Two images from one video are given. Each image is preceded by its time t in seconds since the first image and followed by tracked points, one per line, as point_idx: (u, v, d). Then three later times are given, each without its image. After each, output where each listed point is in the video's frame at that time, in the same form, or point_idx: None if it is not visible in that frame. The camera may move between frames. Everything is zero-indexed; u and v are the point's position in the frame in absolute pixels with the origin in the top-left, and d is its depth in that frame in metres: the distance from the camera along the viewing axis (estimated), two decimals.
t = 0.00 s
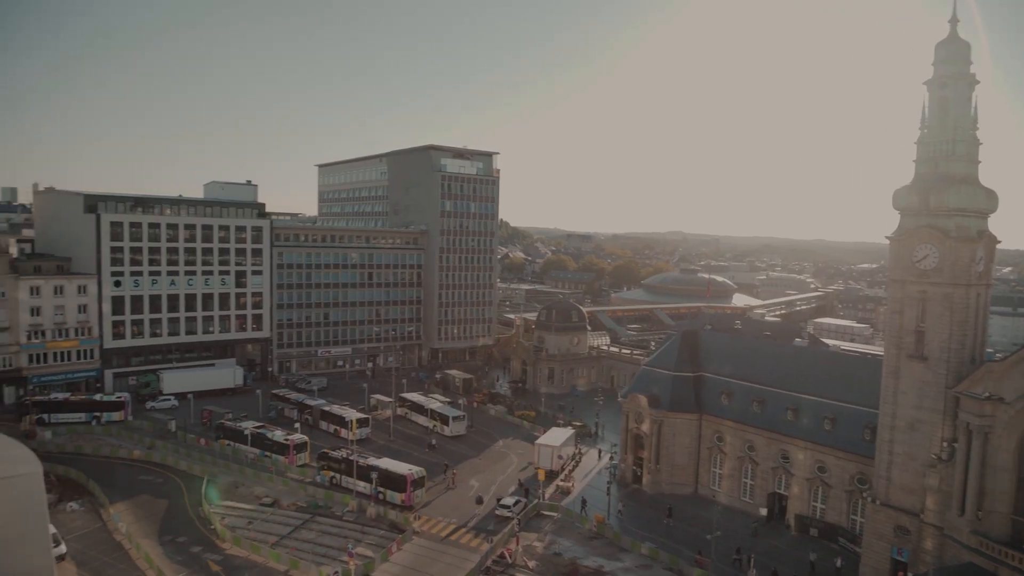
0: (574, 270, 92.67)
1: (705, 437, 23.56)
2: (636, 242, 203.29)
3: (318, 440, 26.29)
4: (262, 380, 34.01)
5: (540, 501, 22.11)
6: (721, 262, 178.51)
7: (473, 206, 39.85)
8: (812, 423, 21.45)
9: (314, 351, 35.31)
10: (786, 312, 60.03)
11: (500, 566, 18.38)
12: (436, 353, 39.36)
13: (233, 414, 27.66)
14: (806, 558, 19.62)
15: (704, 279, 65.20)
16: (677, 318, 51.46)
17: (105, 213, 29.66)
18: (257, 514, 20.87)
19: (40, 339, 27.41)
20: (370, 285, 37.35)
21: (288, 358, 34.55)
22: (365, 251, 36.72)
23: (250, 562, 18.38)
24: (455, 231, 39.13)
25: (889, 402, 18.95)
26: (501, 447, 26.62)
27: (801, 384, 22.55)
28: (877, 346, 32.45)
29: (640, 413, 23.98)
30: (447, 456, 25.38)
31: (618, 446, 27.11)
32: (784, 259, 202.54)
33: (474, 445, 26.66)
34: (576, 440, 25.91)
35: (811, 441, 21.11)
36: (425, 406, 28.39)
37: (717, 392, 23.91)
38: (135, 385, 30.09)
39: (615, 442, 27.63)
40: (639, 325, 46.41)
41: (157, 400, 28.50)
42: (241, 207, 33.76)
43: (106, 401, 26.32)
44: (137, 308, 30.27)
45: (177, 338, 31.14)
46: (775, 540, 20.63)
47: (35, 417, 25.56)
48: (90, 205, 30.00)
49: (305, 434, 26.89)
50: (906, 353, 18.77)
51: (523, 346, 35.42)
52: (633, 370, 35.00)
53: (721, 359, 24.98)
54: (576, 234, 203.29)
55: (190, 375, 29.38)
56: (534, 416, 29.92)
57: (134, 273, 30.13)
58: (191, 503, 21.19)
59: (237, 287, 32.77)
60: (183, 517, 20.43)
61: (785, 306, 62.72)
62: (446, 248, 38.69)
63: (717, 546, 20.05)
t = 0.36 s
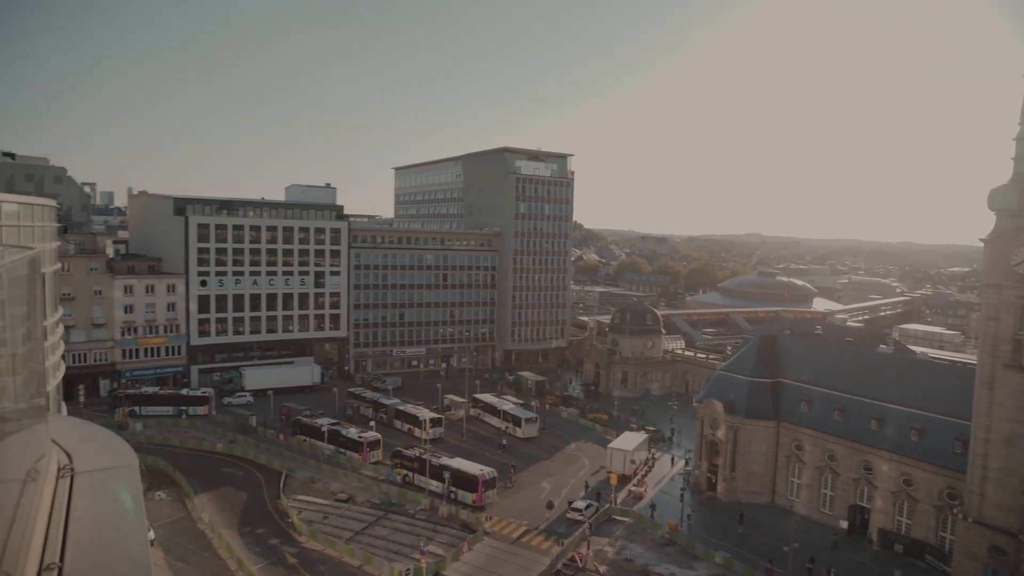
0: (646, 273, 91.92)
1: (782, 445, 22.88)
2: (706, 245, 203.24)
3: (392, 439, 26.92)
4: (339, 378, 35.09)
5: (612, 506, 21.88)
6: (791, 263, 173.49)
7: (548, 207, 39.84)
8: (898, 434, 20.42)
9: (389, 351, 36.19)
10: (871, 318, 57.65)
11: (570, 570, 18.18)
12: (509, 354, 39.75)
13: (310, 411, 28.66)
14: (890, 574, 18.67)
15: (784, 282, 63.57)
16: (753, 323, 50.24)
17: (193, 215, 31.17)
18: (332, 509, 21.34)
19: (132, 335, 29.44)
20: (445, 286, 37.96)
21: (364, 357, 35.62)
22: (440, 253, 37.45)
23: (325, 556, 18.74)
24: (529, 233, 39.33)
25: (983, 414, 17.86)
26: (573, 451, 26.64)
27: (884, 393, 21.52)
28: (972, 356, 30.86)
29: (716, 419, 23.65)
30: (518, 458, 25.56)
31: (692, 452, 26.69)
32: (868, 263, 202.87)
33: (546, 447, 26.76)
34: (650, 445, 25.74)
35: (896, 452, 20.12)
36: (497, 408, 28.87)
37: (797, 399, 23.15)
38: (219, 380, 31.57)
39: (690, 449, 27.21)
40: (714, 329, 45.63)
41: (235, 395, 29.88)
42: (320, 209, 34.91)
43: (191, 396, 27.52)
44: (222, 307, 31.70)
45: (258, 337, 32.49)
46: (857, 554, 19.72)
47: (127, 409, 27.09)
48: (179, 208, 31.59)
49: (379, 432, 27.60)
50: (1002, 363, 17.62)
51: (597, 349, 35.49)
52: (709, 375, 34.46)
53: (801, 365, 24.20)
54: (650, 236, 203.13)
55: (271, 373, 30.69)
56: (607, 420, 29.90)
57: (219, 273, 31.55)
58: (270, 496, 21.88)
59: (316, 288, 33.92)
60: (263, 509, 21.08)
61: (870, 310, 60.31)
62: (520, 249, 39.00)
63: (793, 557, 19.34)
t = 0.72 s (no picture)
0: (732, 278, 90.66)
1: (875, 461, 21.96)
2: (792, 250, 203.24)
3: (472, 441, 27.76)
4: (421, 379, 36.48)
5: (693, 516, 21.50)
6: (875, 271, 166.13)
7: (629, 212, 40.95)
8: (1003, 454, 18.92)
9: (470, 353, 37.34)
10: (972, 329, 54.80)
11: None
12: (589, 359, 40.95)
13: (391, 410, 29.84)
14: None
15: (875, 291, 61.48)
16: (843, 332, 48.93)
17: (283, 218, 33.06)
18: (412, 508, 21.75)
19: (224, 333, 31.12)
20: (527, 290, 38.94)
21: (445, 359, 36.77)
22: (521, 256, 38.39)
23: (405, 554, 18.99)
24: (611, 238, 40.41)
25: None
26: (653, 459, 26.63)
27: (988, 409, 20.02)
28: None
29: (803, 432, 23.24)
30: (595, 464, 25.78)
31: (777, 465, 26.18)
32: (966, 272, 202.31)
33: (626, 455, 26.86)
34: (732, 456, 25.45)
35: (999, 472, 18.64)
36: (576, 413, 29.59)
37: (890, 413, 22.19)
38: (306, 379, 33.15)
39: (775, 461, 26.64)
40: (802, 339, 44.81)
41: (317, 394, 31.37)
42: (406, 213, 36.59)
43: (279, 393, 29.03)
44: (309, 307, 33.39)
45: (343, 336, 34.03)
46: None
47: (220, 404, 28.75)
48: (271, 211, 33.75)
49: (460, 434, 28.65)
50: None
51: (679, 355, 35.75)
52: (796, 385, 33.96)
53: (894, 378, 23.25)
54: (734, 242, 203.05)
55: (357, 372, 32.33)
56: (688, 428, 29.91)
57: (306, 273, 33.26)
58: (353, 493, 22.51)
59: (399, 289, 35.30)
60: (346, 505, 21.69)
61: (972, 320, 57.44)
62: (601, 253, 40.09)
63: None
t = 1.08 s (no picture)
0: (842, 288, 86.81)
1: (1002, 484, 20.24)
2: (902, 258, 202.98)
3: (570, 448, 28.39)
4: (520, 385, 38.32)
5: (800, 535, 20.63)
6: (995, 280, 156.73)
7: (732, 218, 42.85)
8: None
9: (569, 361, 39.19)
10: None
11: None
12: (691, 369, 42.26)
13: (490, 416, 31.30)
14: None
15: (1004, 300, 57.79)
16: (968, 344, 46.59)
17: (386, 226, 35.25)
18: (509, 514, 22.03)
19: (331, 337, 33.58)
20: (627, 298, 40.95)
21: (545, 366, 38.61)
22: (622, 264, 40.46)
23: (502, 560, 19.02)
24: (714, 245, 42.31)
25: None
26: (756, 473, 26.15)
27: None
28: None
29: (920, 450, 22.29)
30: (693, 475, 25.67)
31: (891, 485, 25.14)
32: None
33: (729, 468, 26.62)
34: (841, 473, 24.76)
35: None
36: (677, 424, 29.41)
37: (1021, 433, 20.55)
38: (407, 383, 35.05)
39: (889, 481, 25.68)
40: (920, 351, 43.14)
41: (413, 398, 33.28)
42: (508, 221, 38.43)
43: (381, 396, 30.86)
44: (411, 313, 35.47)
45: (444, 342, 35.98)
46: None
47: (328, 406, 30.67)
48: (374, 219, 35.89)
49: (560, 442, 29.57)
50: None
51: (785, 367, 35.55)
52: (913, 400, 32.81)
53: None
54: (843, 249, 199.96)
55: (456, 378, 34.24)
56: (794, 442, 29.51)
57: (409, 280, 35.42)
58: (451, 497, 23.05)
59: (499, 296, 37.19)
60: (445, 508, 22.17)
61: None
62: (703, 262, 41.66)
63: None
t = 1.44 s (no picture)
0: (966, 291, 80.47)
1: None
2: None
3: (671, 455, 27.93)
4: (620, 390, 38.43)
5: (918, 554, 19.22)
6: None
7: (843, 219, 42.04)
8: None
9: (670, 366, 39.01)
10: None
11: None
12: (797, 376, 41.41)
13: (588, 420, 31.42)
14: None
15: None
16: None
17: (487, 231, 36.83)
18: (607, 520, 21.83)
19: (433, 339, 34.76)
20: (731, 301, 40.44)
21: (645, 371, 38.50)
22: (725, 268, 40.15)
23: (600, 565, 18.81)
24: (824, 246, 40.96)
25: None
26: (869, 486, 24.80)
27: None
28: None
29: None
30: (797, 486, 24.67)
31: None
32: None
33: (839, 480, 25.38)
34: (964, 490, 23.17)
35: None
36: (783, 432, 28.15)
37: None
38: (506, 386, 36.00)
39: (1022, 501, 23.71)
40: None
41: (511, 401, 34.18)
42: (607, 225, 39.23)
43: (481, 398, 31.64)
44: (512, 316, 36.62)
45: (543, 346, 36.83)
46: None
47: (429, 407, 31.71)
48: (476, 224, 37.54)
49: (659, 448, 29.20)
50: None
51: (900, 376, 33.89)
52: None
53: None
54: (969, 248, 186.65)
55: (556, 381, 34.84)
56: (911, 455, 27.90)
57: (509, 284, 36.63)
58: (550, 500, 23.14)
59: (599, 300, 37.80)
60: (544, 511, 22.28)
61: None
62: (813, 265, 40.47)
63: None
